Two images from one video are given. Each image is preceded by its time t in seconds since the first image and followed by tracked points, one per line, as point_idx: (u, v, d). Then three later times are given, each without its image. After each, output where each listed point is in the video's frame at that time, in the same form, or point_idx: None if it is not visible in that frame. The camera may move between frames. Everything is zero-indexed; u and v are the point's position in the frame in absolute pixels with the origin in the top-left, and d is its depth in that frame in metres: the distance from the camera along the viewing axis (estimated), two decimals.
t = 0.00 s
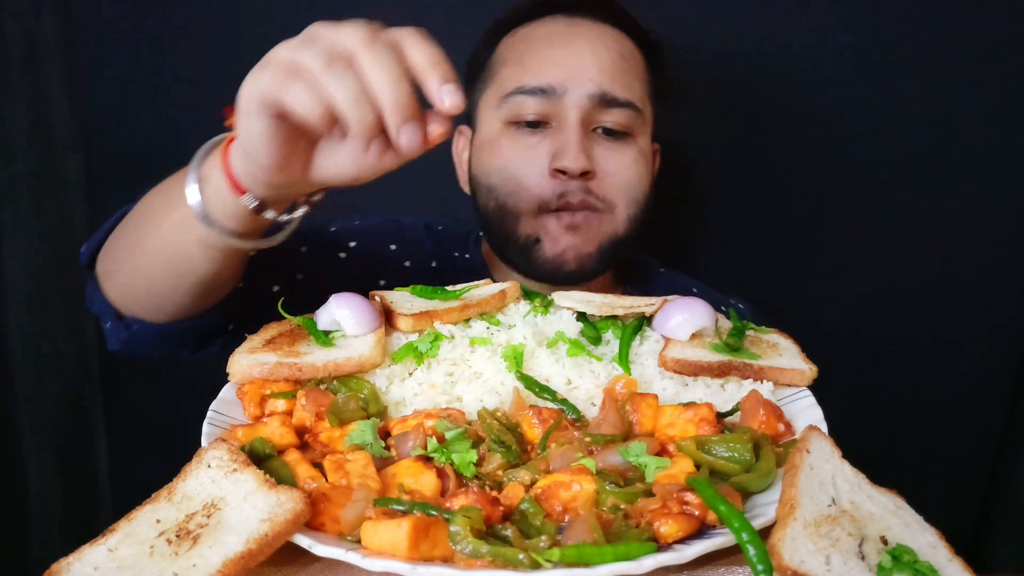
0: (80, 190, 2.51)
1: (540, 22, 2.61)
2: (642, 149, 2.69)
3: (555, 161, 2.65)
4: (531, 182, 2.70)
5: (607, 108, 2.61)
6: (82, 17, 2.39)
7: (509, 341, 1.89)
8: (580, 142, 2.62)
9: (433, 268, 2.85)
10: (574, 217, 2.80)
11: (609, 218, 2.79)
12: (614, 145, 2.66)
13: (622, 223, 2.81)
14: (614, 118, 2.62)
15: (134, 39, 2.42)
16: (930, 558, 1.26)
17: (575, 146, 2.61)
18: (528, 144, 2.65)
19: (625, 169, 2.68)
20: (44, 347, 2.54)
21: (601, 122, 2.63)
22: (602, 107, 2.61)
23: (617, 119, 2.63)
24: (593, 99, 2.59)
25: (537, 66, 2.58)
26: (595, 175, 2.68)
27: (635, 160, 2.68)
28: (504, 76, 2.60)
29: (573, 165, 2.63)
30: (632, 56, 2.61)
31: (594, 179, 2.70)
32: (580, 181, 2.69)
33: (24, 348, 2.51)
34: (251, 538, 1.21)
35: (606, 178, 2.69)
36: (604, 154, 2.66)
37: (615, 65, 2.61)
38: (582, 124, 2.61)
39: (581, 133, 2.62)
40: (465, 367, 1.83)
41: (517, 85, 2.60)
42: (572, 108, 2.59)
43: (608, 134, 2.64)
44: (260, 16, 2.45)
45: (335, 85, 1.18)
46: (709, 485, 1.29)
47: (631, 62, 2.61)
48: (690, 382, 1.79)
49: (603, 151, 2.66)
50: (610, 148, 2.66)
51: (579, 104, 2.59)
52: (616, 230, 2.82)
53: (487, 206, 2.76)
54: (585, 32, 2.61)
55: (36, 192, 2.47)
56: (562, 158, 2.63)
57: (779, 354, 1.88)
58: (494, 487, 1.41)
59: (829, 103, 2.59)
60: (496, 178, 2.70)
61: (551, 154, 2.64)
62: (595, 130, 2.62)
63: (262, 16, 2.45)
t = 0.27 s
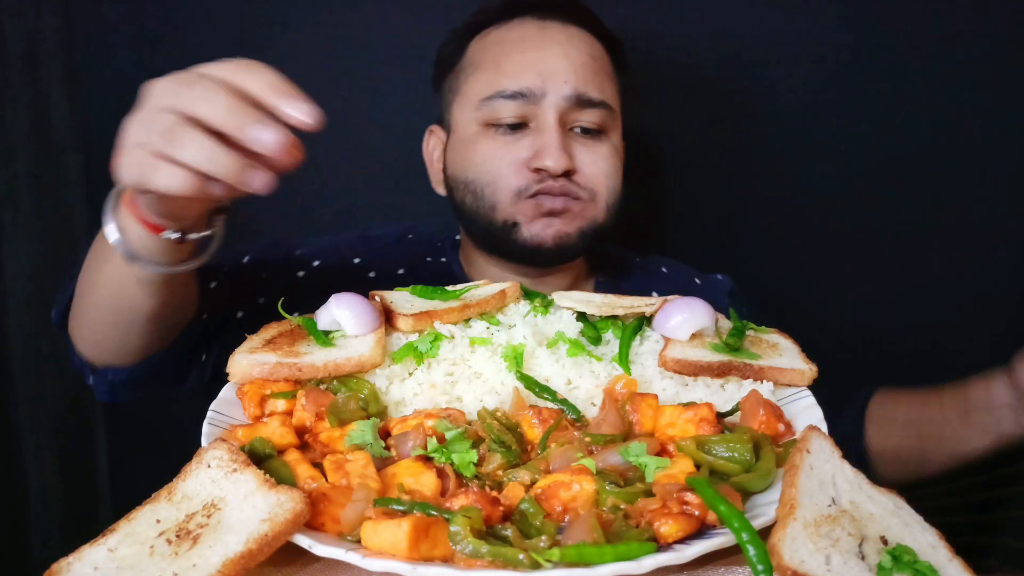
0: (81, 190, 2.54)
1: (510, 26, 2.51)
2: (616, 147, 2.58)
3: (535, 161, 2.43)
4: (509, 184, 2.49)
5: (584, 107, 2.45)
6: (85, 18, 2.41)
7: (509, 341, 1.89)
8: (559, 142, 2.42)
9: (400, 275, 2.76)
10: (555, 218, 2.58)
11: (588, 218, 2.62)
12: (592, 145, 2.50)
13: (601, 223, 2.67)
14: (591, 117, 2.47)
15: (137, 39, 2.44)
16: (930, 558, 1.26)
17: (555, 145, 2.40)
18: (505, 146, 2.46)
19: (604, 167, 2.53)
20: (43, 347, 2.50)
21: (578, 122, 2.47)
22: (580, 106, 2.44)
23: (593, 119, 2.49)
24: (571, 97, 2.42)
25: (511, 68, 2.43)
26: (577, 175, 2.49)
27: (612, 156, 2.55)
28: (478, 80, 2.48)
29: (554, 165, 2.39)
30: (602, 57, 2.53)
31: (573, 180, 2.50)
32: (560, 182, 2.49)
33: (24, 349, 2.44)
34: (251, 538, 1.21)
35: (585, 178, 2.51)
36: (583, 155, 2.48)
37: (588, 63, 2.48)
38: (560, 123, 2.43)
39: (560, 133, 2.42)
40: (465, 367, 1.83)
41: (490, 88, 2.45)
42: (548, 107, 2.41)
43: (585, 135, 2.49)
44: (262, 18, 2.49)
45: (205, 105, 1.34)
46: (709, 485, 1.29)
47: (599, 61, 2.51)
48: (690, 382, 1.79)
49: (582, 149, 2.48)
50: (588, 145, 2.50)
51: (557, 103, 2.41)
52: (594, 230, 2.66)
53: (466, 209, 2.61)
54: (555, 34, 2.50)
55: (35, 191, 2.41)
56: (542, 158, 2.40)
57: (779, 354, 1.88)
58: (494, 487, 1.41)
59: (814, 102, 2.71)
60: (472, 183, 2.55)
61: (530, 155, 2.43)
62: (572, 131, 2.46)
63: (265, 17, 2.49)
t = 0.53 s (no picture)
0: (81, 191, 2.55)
1: (485, 33, 2.55)
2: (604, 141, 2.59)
3: (533, 162, 2.41)
4: (509, 186, 2.48)
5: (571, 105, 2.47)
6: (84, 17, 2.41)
7: (509, 341, 1.89)
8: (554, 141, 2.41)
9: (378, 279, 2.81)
10: (558, 218, 2.53)
11: (591, 213, 2.58)
12: (583, 142, 2.51)
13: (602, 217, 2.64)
14: (579, 114, 2.49)
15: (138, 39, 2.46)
16: (930, 558, 1.26)
17: (551, 144, 2.39)
18: (500, 150, 2.47)
19: (597, 161, 2.53)
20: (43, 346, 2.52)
21: (567, 121, 2.48)
22: (568, 104, 2.46)
23: (581, 116, 2.50)
24: (558, 96, 2.43)
25: (497, 73, 2.46)
26: (575, 172, 2.47)
27: (603, 150, 2.55)
28: (467, 87, 2.51)
29: (552, 163, 2.38)
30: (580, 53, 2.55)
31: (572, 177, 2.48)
32: (561, 181, 2.47)
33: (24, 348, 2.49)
34: (251, 537, 1.21)
35: (582, 173, 2.49)
36: (577, 152, 2.48)
37: (569, 62, 2.50)
38: (552, 123, 2.44)
39: (553, 132, 2.43)
40: (465, 367, 1.83)
41: (479, 93, 2.47)
42: (538, 108, 2.43)
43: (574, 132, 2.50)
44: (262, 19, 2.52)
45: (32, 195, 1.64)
46: (709, 485, 1.29)
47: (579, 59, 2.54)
48: (690, 382, 1.79)
49: (575, 146, 2.49)
50: (579, 141, 2.51)
51: (546, 103, 2.42)
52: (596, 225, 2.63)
53: (469, 213, 2.62)
54: (532, 35, 2.53)
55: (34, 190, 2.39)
56: (539, 158, 2.40)
57: (779, 354, 1.88)
58: (494, 487, 1.41)
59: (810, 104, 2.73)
60: (472, 189, 2.55)
61: (527, 156, 2.42)
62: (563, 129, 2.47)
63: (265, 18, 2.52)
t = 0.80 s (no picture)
0: (81, 190, 2.56)
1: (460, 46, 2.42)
2: (576, 147, 2.44)
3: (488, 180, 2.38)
4: (470, 202, 2.46)
5: (531, 116, 2.32)
6: (84, 17, 2.43)
7: (509, 341, 1.89)
8: (508, 156, 2.34)
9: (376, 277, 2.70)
10: (524, 228, 2.53)
11: (557, 221, 2.52)
12: (546, 153, 2.38)
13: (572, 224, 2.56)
14: (542, 124, 2.34)
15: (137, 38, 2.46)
16: (930, 558, 1.26)
17: (503, 160, 2.33)
18: (460, 167, 2.42)
19: (559, 176, 2.42)
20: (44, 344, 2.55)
21: (530, 131, 2.34)
22: (527, 115, 2.32)
23: (546, 125, 2.35)
24: (515, 110, 2.31)
25: (459, 90, 2.36)
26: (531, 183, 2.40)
27: (568, 162, 2.42)
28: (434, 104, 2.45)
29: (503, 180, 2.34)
30: (554, 57, 2.40)
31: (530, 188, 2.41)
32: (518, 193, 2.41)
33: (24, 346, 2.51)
34: (251, 537, 1.21)
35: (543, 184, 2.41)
36: (536, 164, 2.38)
37: (532, 71, 2.35)
38: (510, 137, 2.33)
39: (508, 147, 2.33)
40: (465, 367, 1.83)
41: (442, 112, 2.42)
42: (494, 123, 2.32)
43: (538, 144, 2.36)
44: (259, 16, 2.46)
45: None
46: (709, 485, 1.29)
47: (549, 65, 2.37)
48: (690, 382, 1.79)
49: (535, 158, 2.38)
50: (543, 153, 2.38)
51: (501, 117, 2.31)
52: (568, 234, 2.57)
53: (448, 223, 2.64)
54: (501, 43, 2.38)
55: (34, 190, 2.48)
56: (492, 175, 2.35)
57: (779, 354, 1.88)
58: (494, 487, 1.41)
59: (817, 102, 2.64)
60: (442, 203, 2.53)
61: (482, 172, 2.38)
62: (526, 141, 2.35)
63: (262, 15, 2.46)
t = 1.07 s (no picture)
0: (81, 192, 2.54)
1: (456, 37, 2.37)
2: (560, 144, 2.34)
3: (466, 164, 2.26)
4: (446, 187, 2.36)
5: (517, 107, 2.24)
6: (85, 17, 2.43)
7: (509, 341, 1.89)
8: (489, 142, 2.23)
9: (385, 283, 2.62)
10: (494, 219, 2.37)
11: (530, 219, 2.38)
12: (529, 146, 2.28)
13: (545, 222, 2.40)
14: (528, 116, 2.24)
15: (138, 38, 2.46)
16: (930, 558, 1.26)
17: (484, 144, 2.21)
18: (444, 152, 2.33)
19: (541, 167, 2.30)
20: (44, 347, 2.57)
21: (516, 123, 2.26)
22: (513, 105, 2.24)
23: (533, 118, 2.26)
24: (501, 99, 2.23)
25: (450, 76, 2.30)
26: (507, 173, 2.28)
27: (551, 159, 2.32)
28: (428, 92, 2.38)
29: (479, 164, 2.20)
30: (547, 56, 2.34)
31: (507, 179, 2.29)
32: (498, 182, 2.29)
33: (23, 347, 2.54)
34: (251, 538, 1.21)
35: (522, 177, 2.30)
36: (518, 155, 2.27)
37: (522, 65, 2.27)
38: (493, 124, 2.24)
39: (491, 133, 2.23)
40: (465, 366, 1.83)
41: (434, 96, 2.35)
42: (480, 108, 2.24)
43: (521, 136, 2.27)
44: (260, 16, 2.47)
45: None
46: (709, 485, 1.29)
47: (540, 61, 2.30)
48: (690, 382, 1.79)
49: (516, 149, 2.28)
50: (525, 145, 2.28)
51: (487, 104, 2.23)
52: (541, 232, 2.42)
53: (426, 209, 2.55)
54: (498, 39, 2.33)
55: (34, 192, 2.46)
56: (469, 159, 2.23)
57: (779, 355, 1.88)
58: (494, 487, 1.41)
59: (817, 102, 2.64)
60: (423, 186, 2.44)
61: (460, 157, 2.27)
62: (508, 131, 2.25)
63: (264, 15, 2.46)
